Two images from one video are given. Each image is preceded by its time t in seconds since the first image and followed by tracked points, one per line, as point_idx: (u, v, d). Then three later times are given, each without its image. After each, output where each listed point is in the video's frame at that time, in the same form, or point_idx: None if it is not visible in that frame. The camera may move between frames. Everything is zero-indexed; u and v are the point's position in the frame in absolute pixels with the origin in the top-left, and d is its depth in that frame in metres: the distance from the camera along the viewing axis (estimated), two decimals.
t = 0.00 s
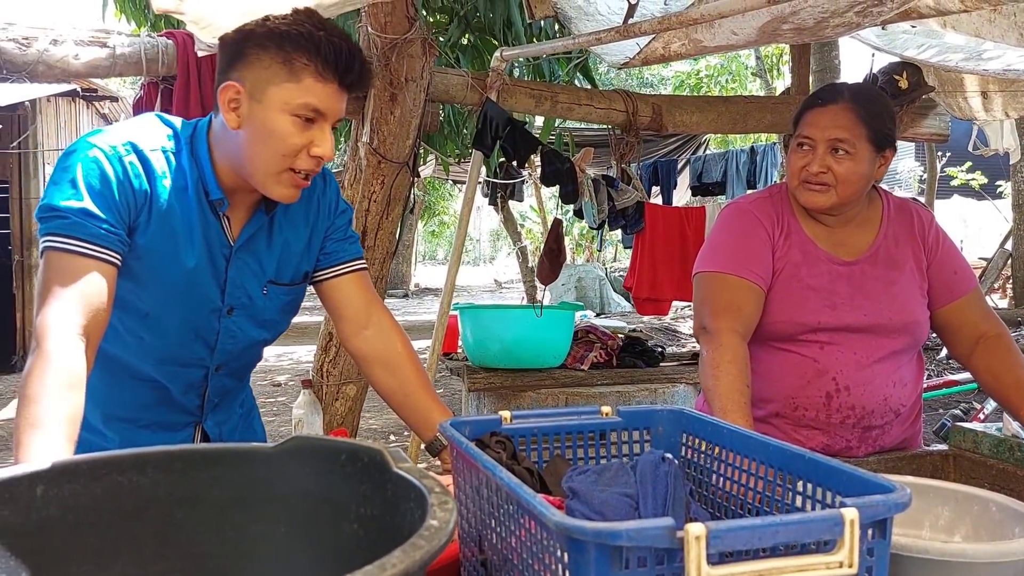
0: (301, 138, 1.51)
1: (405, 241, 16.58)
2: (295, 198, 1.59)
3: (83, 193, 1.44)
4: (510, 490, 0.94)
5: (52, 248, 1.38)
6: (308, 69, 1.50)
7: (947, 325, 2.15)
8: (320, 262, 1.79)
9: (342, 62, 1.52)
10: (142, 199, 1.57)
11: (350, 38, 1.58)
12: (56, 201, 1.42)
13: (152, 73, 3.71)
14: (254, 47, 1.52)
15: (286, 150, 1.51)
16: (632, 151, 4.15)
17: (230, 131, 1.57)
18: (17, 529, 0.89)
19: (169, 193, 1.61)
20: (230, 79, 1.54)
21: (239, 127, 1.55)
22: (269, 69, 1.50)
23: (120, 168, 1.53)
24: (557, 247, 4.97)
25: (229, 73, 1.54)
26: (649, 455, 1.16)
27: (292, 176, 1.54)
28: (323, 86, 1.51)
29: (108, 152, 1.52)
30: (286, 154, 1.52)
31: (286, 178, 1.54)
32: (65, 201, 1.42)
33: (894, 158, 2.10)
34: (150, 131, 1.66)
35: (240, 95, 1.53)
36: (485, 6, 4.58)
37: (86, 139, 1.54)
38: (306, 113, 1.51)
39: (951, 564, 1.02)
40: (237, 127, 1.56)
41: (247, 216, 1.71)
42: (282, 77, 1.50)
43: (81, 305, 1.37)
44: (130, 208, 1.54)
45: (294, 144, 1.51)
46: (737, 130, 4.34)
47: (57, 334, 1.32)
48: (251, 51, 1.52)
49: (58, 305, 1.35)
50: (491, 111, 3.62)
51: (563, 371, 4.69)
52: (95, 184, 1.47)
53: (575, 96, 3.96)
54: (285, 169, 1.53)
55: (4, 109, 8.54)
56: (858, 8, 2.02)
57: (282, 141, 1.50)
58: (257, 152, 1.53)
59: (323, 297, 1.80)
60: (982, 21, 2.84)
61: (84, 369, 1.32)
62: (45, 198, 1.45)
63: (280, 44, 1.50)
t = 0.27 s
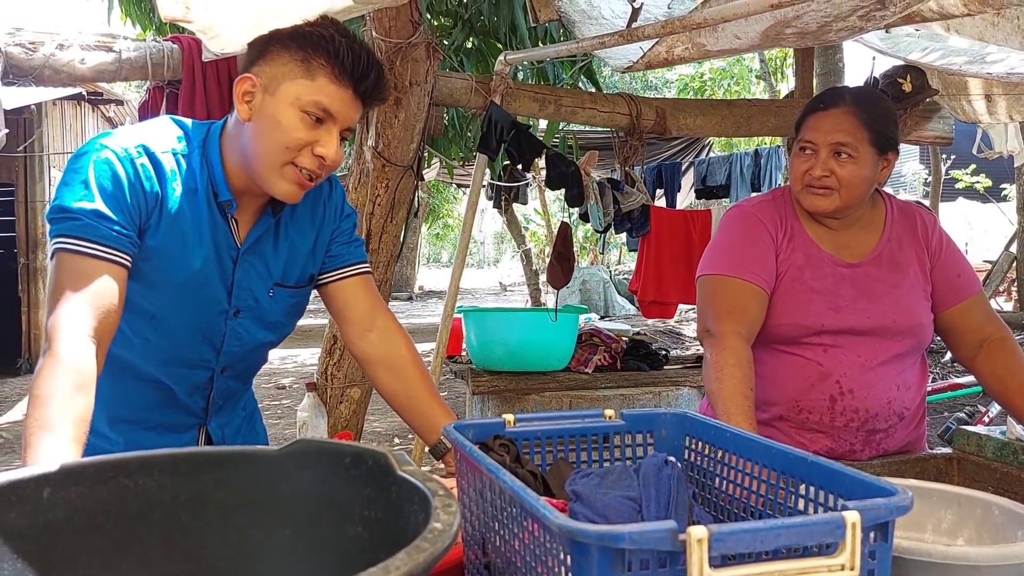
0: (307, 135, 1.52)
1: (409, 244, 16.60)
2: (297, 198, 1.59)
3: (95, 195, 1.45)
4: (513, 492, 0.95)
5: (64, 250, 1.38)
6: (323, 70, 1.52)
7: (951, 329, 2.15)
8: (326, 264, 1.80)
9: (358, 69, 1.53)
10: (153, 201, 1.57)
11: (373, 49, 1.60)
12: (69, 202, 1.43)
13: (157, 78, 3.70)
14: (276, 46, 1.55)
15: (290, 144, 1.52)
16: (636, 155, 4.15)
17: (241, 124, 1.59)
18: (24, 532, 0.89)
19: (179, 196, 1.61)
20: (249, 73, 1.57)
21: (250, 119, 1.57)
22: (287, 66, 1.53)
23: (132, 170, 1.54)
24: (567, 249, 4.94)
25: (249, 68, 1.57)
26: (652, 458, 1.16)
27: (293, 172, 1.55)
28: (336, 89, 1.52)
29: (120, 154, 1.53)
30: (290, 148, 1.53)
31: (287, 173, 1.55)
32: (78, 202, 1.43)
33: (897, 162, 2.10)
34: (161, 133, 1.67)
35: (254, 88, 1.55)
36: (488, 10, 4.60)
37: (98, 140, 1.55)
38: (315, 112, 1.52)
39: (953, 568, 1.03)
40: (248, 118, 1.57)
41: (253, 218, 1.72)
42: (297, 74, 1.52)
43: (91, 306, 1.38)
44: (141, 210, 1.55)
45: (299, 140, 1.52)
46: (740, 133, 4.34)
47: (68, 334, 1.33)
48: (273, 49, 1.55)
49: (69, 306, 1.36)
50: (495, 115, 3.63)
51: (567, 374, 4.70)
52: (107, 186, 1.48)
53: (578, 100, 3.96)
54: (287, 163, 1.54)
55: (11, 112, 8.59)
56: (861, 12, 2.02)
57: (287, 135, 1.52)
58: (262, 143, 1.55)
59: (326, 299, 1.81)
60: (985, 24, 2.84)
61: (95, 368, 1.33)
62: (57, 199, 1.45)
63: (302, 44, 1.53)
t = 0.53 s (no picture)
0: (316, 145, 1.53)
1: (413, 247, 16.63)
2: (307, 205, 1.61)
3: (101, 198, 1.45)
4: (517, 496, 0.95)
5: (71, 253, 1.39)
6: (326, 78, 1.52)
7: (955, 332, 2.15)
8: (332, 267, 1.81)
9: (362, 75, 1.54)
10: (160, 205, 1.58)
11: (373, 50, 1.60)
12: (75, 206, 1.44)
13: (163, 82, 3.72)
14: (277, 54, 1.55)
15: (300, 156, 1.54)
16: (640, 158, 4.15)
17: (247, 134, 1.60)
18: (29, 534, 0.90)
19: (186, 199, 1.62)
20: (251, 83, 1.57)
21: (256, 130, 1.58)
22: (290, 75, 1.53)
23: (138, 174, 1.55)
24: (576, 255, 4.94)
25: (251, 77, 1.57)
26: (656, 461, 1.16)
27: (305, 182, 1.56)
28: (342, 96, 1.53)
29: (127, 158, 1.54)
30: (301, 160, 1.54)
31: (298, 183, 1.57)
32: (84, 206, 1.44)
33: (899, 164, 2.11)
34: (167, 137, 1.67)
35: (259, 99, 1.56)
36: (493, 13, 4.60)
37: (105, 145, 1.55)
38: (321, 121, 1.53)
39: (958, 571, 1.02)
40: (254, 130, 1.58)
41: (261, 222, 1.73)
42: (300, 83, 1.53)
43: (98, 310, 1.39)
44: (148, 214, 1.55)
45: (309, 151, 1.53)
46: (745, 136, 4.34)
47: (74, 338, 1.33)
48: (273, 57, 1.55)
49: (76, 310, 1.37)
50: (501, 117, 3.63)
51: (571, 377, 4.69)
52: (114, 190, 1.48)
53: (583, 103, 3.96)
54: (298, 174, 1.55)
55: (17, 116, 8.63)
56: (865, 15, 2.03)
57: (297, 147, 1.53)
58: (272, 155, 1.56)
59: (332, 302, 1.81)
60: (989, 27, 2.85)
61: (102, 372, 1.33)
62: (64, 203, 1.46)
63: (303, 52, 1.53)
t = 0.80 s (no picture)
0: (315, 143, 1.53)
1: (417, 250, 16.64)
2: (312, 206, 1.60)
3: (105, 201, 1.46)
4: (518, 500, 0.95)
5: (75, 257, 1.40)
6: (320, 75, 1.53)
7: (958, 335, 2.14)
8: (337, 269, 1.80)
9: (356, 69, 1.54)
10: (164, 208, 1.58)
11: (365, 44, 1.61)
12: (79, 209, 1.44)
13: (167, 85, 3.73)
14: (269, 54, 1.56)
15: (299, 155, 1.54)
16: (643, 161, 4.15)
17: (247, 138, 1.61)
18: (31, 537, 0.90)
19: (190, 202, 1.62)
20: (246, 86, 1.57)
21: (255, 133, 1.58)
22: (283, 75, 1.53)
23: (142, 177, 1.55)
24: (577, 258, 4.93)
25: (246, 81, 1.58)
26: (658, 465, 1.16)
27: (307, 181, 1.56)
28: (336, 92, 1.54)
29: (131, 161, 1.54)
30: (301, 160, 1.54)
31: (301, 184, 1.56)
32: (88, 209, 1.44)
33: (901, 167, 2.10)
34: (171, 141, 1.68)
35: (255, 101, 1.57)
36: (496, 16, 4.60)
37: (109, 148, 1.56)
38: (318, 119, 1.53)
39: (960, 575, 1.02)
40: (253, 133, 1.59)
41: (265, 224, 1.73)
42: (294, 82, 1.53)
43: (101, 313, 1.39)
44: (152, 217, 1.56)
45: (308, 149, 1.53)
46: (748, 140, 4.34)
47: (76, 341, 1.34)
48: (266, 57, 1.56)
49: (79, 314, 1.37)
50: (504, 121, 3.63)
51: (574, 381, 4.69)
52: (117, 193, 1.49)
53: (586, 107, 3.97)
54: (300, 174, 1.55)
55: (22, 119, 8.66)
56: (868, 19, 2.03)
57: (295, 146, 1.53)
58: (272, 157, 1.56)
59: (336, 305, 1.81)
60: (992, 31, 2.85)
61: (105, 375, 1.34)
62: (68, 206, 1.46)
63: (295, 49, 1.54)
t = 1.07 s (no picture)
0: (315, 140, 1.54)
1: (420, 254, 16.65)
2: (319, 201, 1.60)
3: (106, 204, 1.46)
4: (519, 503, 0.95)
5: (77, 259, 1.40)
6: (318, 72, 1.54)
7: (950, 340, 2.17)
8: (340, 271, 1.81)
9: (353, 65, 1.55)
10: (166, 211, 1.58)
11: (362, 41, 1.62)
12: (82, 212, 1.44)
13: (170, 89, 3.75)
14: (266, 53, 1.57)
15: (300, 153, 1.54)
16: (646, 165, 4.15)
17: (248, 138, 1.62)
18: (31, 540, 0.90)
19: (193, 205, 1.62)
20: (245, 87, 1.59)
21: (255, 133, 1.59)
22: (281, 74, 1.54)
23: (144, 180, 1.55)
24: (577, 260, 4.90)
25: (244, 81, 1.59)
26: (660, 468, 1.16)
27: (309, 179, 1.56)
28: (335, 88, 1.54)
29: (133, 164, 1.55)
30: (302, 158, 1.54)
31: (303, 182, 1.56)
32: (90, 212, 1.44)
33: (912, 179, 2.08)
34: (173, 143, 1.68)
35: (254, 101, 1.58)
36: (500, 20, 4.61)
37: (112, 151, 1.56)
38: (317, 117, 1.54)
39: None
40: (253, 133, 1.60)
41: (269, 225, 1.73)
42: (293, 80, 1.54)
43: (103, 316, 1.39)
44: (154, 220, 1.55)
45: (308, 147, 1.53)
46: (752, 143, 4.33)
47: (79, 344, 1.34)
48: (263, 57, 1.57)
49: (81, 317, 1.37)
50: (506, 124, 3.59)
51: (578, 384, 4.68)
52: (120, 195, 1.49)
53: (589, 110, 3.97)
54: (302, 172, 1.55)
55: (25, 123, 8.69)
56: (870, 22, 2.03)
57: (296, 144, 1.53)
58: (273, 156, 1.56)
59: (339, 308, 1.81)
60: (994, 34, 2.86)
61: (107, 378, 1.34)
62: (71, 209, 1.47)
63: (291, 48, 1.55)
